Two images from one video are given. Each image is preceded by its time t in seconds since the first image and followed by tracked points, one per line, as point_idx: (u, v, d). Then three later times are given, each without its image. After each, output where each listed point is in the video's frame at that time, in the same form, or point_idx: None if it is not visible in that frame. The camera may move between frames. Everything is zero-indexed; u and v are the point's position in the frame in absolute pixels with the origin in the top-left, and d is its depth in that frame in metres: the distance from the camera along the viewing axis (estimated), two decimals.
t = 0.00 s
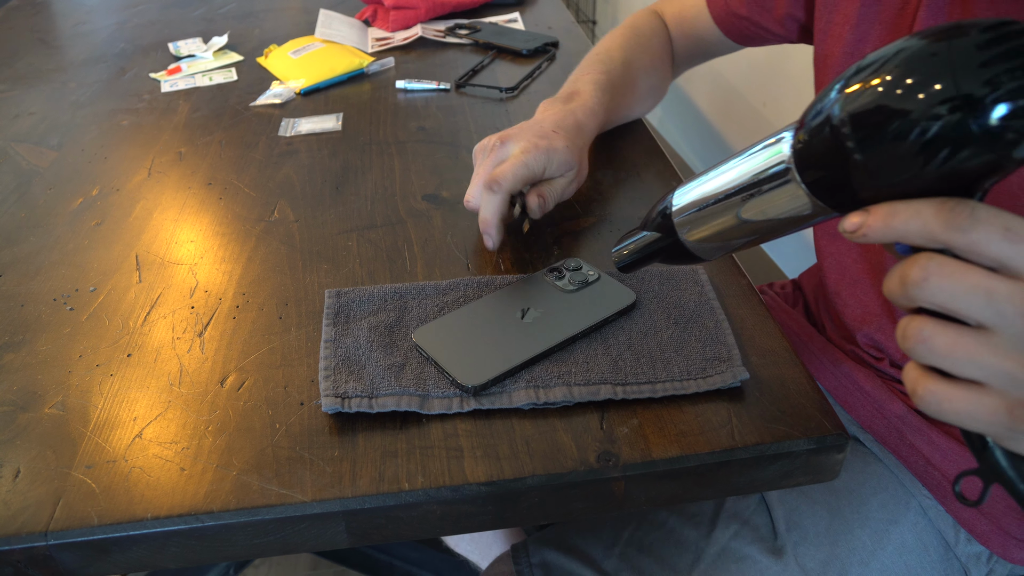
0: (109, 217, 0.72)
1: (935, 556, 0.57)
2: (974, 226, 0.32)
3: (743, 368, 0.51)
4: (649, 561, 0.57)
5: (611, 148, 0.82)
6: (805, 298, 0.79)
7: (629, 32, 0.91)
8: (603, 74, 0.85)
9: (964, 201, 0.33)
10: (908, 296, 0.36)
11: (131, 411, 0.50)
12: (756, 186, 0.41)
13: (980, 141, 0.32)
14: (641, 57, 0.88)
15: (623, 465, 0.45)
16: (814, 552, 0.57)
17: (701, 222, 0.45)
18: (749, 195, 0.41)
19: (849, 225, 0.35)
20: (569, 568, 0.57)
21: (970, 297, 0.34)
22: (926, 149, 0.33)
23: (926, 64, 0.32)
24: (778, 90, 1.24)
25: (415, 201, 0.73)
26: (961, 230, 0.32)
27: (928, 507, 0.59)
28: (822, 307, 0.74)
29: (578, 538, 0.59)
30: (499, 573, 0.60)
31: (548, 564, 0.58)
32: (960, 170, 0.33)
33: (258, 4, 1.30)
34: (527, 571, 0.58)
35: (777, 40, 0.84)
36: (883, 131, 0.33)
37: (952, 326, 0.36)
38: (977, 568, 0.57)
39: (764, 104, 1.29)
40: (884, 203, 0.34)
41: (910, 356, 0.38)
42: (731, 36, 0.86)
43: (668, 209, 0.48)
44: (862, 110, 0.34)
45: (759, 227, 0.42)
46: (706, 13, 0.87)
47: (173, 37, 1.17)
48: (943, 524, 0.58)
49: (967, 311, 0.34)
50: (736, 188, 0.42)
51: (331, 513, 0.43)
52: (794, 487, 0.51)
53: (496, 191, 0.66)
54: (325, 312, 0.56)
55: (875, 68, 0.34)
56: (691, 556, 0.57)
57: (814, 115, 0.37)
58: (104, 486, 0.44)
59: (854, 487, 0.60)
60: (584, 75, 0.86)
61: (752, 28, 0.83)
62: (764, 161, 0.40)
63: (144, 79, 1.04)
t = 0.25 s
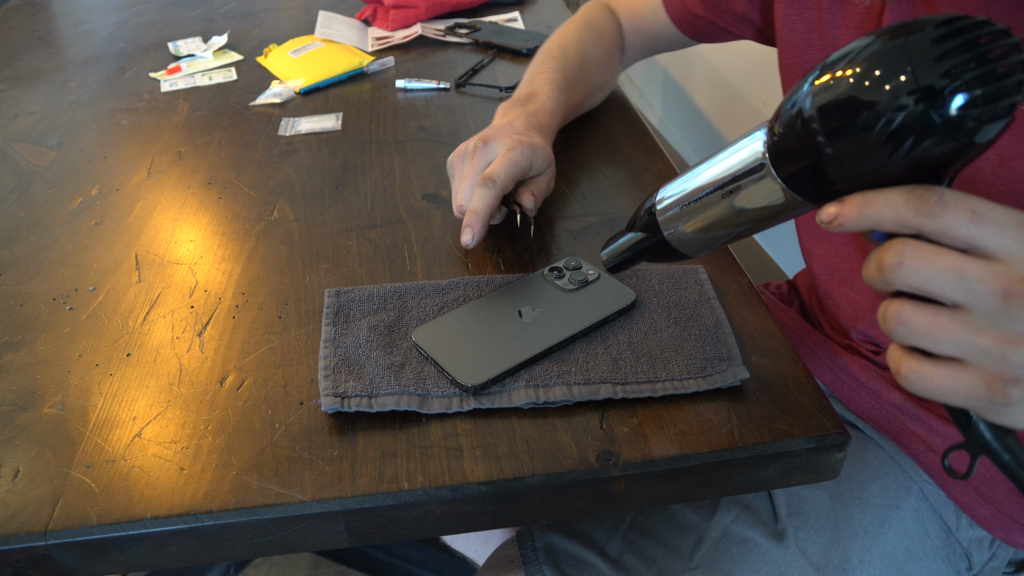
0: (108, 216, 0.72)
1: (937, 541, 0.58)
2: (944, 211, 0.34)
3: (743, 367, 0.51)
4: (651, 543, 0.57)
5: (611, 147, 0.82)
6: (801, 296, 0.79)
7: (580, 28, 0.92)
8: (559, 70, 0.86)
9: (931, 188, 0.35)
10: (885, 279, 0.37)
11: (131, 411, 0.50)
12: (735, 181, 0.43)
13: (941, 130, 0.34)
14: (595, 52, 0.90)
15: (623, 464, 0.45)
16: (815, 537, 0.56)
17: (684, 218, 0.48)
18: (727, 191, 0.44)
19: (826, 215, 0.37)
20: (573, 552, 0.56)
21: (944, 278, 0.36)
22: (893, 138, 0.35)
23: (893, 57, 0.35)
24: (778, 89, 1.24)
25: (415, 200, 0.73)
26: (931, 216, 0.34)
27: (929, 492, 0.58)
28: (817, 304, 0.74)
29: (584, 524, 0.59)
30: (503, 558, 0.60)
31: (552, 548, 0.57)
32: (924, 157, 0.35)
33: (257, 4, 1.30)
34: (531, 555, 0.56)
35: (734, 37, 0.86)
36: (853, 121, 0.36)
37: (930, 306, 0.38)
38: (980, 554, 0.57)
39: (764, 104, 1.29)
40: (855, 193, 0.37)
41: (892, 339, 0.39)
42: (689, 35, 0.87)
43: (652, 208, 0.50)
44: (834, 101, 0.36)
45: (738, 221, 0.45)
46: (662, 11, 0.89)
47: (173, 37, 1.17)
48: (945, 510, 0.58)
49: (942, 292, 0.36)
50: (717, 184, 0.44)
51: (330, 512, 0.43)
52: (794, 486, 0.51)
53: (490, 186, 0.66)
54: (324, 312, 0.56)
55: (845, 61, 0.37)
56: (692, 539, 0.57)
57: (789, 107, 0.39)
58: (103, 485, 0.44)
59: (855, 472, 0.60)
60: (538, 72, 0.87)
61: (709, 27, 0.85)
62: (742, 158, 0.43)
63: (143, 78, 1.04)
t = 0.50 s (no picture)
0: (108, 214, 0.72)
1: (942, 536, 0.58)
2: (933, 185, 0.34)
3: (743, 364, 0.51)
4: (658, 546, 0.57)
5: (611, 144, 0.82)
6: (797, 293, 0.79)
7: (562, 29, 0.92)
8: (546, 69, 0.85)
9: (920, 164, 0.35)
10: (876, 255, 0.38)
11: (131, 407, 0.50)
12: (724, 162, 0.44)
13: (926, 107, 0.34)
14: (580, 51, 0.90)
15: (623, 460, 0.45)
16: (820, 535, 0.57)
17: (677, 200, 0.49)
18: (717, 173, 0.45)
19: (817, 194, 0.37)
20: (578, 554, 0.56)
21: (934, 253, 0.35)
22: (879, 117, 0.35)
23: (877, 37, 0.35)
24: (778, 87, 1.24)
25: (415, 198, 0.73)
26: (921, 191, 0.34)
27: (933, 487, 0.58)
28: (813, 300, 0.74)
29: (589, 525, 0.59)
30: (509, 560, 0.60)
31: (557, 550, 0.57)
32: (910, 136, 0.35)
33: (257, 2, 1.30)
34: (536, 557, 0.57)
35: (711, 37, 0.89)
36: (839, 101, 0.36)
37: (921, 281, 0.37)
38: (985, 547, 0.57)
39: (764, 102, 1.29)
40: (845, 173, 0.37)
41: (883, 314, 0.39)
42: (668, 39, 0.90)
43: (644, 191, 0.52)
44: (819, 81, 0.36)
45: (729, 201, 0.46)
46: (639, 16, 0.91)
47: (173, 35, 1.17)
48: (949, 504, 0.58)
49: (932, 267, 0.36)
50: (707, 166, 0.46)
51: (330, 509, 0.43)
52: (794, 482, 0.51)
53: (519, 144, 0.68)
54: (324, 309, 0.56)
55: (831, 42, 0.37)
56: (699, 540, 0.56)
57: (777, 89, 0.39)
58: (104, 481, 0.44)
59: (859, 468, 0.59)
60: (524, 73, 0.86)
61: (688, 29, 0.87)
62: (731, 139, 0.44)
63: (143, 77, 1.04)
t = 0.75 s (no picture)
0: (109, 217, 0.72)
1: (945, 544, 0.58)
2: (932, 208, 0.34)
3: (742, 367, 0.51)
4: (661, 552, 0.57)
5: (611, 147, 0.82)
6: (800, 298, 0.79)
7: (570, 36, 0.92)
8: (552, 79, 0.85)
9: (920, 186, 0.35)
10: (875, 275, 0.37)
11: (131, 411, 0.50)
12: (727, 174, 0.44)
13: (927, 128, 0.34)
14: (586, 59, 0.90)
15: (622, 464, 0.45)
16: (825, 543, 0.57)
17: (679, 209, 0.49)
18: (720, 184, 0.45)
19: (817, 212, 0.37)
20: (580, 559, 0.57)
21: (932, 275, 0.36)
22: (880, 136, 0.35)
23: (879, 56, 0.35)
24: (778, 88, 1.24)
25: (415, 201, 0.73)
26: (919, 214, 0.34)
27: (936, 496, 0.58)
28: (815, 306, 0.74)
29: (590, 530, 0.59)
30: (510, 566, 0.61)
31: (559, 556, 0.57)
32: (911, 155, 0.35)
33: (257, 4, 1.30)
34: (538, 563, 0.57)
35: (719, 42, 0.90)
36: (840, 119, 0.36)
37: (919, 302, 0.38)
38: (988, 557, 0.57)
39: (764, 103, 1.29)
40: (847, 192, 0.37)
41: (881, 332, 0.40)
42: (675, 44, 0.91)
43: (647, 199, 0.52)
44: (821, 98, 0.36)
45: (731, 213, 0.46)
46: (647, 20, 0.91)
47: (173, 37, 1.17)
48: (952, 513, 0.58)
49: (930, 288, 0.36)
50: (710, 176, 0.46)
51: (330, 513, 0.43)
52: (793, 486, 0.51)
53: (541, 156, 0.68)
54: (324, 313, 0.56)
55: (832, 59, 0.37)
56: (701, 546, 0.56)
57: (778, 104, 0.40)
58: (105, 485, 0.45)
59: (862, 476, 0.60)
60: (531, 81, 0.85)
61: (695, 34, 0.88)
62: (733, 151, 0.44)
63: (144, 79, 1.04)
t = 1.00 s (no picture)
0: (110, 216, 0.72)
1: (947, 546, 0.58)
2: (940, 213, 0.34)
3: (742, 366, 0.51)
4: (664, 554, 0.57)
5: (611, 147, 0.82)
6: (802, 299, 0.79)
7: (574, 37, 0.92)
8: (556, 81, 0.85)
9: (928, 191, 0.35)
10: (882, 278, 0.38)
11: (133, 409, 0.50)
12: (734, 175, 0.44)
13: (936, 132, 0.34)
14: (591, 60, 0.90)
15: (622, 462, 0.45)
16: (827, 545, 0.56)
17: (686, 209, 0.49)
18: (728, 185, 0.45)
19: (825, 214, 0.37)
20: (582, 561, 0.57)
21: (939, 279, 0.36)
22: (890, 140, 0.35)
23: (889, 61, 0.35)
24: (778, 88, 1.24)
25: (416, 200, 0.73)
26: (928, 218, 0.34)
27: (939, 497, 0.58)
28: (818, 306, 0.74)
29: (592, 532, 0.59)
30: (510, 567, 0.60)
31: (561, 558, 0.57)
32: (920, 159, 0.35)
33: (258, 4, 1.30)
34: (540, 564, 0.57)
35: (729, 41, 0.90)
36: (850, 122, 0.36)
37: (926, 306, 0.38)
38: (989, 559, 0.57)
39: (764, 103, 1.29)
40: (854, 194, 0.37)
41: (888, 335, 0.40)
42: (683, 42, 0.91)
43: (654, 199, 0.52)
44: (830, 102, 0.37)
45: (738, 214, 0.46)
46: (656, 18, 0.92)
47: (174, 37, 1.17)
48: (954, 515, 0.58)
49: (938, 292, 0.37)
50: (717, 177, 0.46)
51: (331, 510, 0.43)
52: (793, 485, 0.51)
53: (544, 163, 0.68)
54: (325, 311, 0.56)
55: (842, 63, 0.37)
56: (704, 548, 0.56)
57: (787, 107, 0.40)
58: (106, 482, 0.45)
59: (864, 477, 0.60)
60: (534, 83, 0.85)
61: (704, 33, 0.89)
62: (742, 152, 0.44)
63: (145, 79, 1.04)
